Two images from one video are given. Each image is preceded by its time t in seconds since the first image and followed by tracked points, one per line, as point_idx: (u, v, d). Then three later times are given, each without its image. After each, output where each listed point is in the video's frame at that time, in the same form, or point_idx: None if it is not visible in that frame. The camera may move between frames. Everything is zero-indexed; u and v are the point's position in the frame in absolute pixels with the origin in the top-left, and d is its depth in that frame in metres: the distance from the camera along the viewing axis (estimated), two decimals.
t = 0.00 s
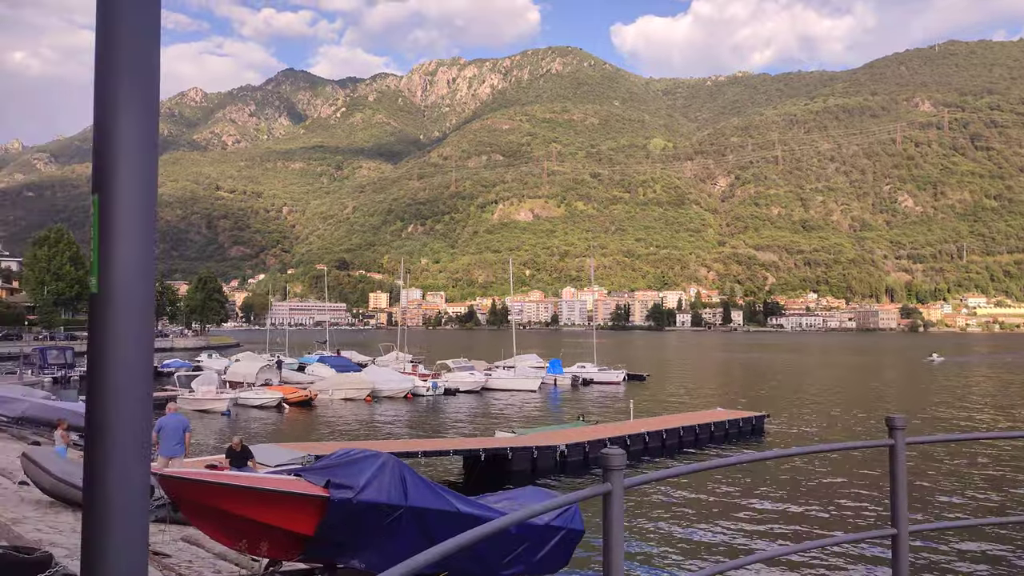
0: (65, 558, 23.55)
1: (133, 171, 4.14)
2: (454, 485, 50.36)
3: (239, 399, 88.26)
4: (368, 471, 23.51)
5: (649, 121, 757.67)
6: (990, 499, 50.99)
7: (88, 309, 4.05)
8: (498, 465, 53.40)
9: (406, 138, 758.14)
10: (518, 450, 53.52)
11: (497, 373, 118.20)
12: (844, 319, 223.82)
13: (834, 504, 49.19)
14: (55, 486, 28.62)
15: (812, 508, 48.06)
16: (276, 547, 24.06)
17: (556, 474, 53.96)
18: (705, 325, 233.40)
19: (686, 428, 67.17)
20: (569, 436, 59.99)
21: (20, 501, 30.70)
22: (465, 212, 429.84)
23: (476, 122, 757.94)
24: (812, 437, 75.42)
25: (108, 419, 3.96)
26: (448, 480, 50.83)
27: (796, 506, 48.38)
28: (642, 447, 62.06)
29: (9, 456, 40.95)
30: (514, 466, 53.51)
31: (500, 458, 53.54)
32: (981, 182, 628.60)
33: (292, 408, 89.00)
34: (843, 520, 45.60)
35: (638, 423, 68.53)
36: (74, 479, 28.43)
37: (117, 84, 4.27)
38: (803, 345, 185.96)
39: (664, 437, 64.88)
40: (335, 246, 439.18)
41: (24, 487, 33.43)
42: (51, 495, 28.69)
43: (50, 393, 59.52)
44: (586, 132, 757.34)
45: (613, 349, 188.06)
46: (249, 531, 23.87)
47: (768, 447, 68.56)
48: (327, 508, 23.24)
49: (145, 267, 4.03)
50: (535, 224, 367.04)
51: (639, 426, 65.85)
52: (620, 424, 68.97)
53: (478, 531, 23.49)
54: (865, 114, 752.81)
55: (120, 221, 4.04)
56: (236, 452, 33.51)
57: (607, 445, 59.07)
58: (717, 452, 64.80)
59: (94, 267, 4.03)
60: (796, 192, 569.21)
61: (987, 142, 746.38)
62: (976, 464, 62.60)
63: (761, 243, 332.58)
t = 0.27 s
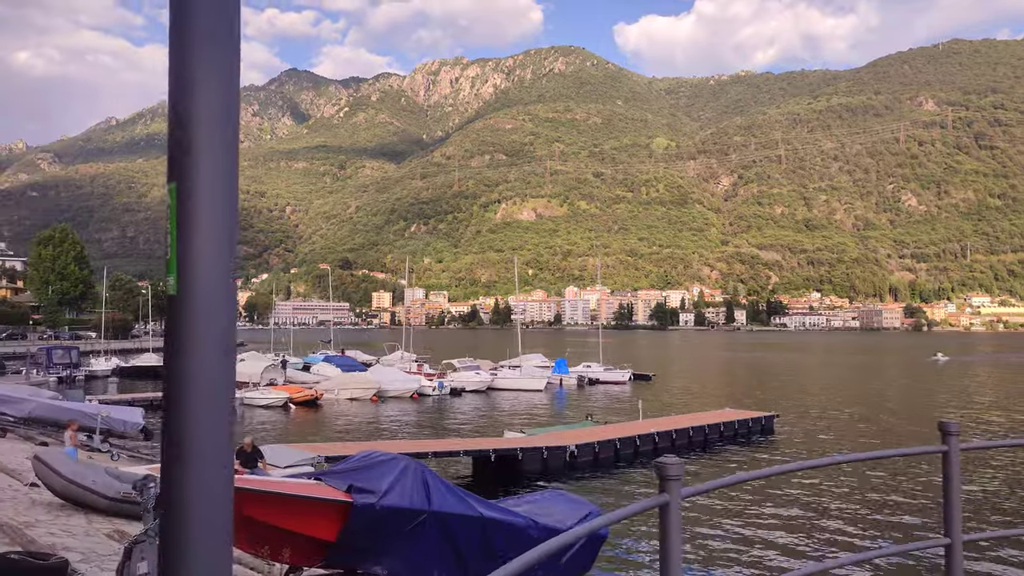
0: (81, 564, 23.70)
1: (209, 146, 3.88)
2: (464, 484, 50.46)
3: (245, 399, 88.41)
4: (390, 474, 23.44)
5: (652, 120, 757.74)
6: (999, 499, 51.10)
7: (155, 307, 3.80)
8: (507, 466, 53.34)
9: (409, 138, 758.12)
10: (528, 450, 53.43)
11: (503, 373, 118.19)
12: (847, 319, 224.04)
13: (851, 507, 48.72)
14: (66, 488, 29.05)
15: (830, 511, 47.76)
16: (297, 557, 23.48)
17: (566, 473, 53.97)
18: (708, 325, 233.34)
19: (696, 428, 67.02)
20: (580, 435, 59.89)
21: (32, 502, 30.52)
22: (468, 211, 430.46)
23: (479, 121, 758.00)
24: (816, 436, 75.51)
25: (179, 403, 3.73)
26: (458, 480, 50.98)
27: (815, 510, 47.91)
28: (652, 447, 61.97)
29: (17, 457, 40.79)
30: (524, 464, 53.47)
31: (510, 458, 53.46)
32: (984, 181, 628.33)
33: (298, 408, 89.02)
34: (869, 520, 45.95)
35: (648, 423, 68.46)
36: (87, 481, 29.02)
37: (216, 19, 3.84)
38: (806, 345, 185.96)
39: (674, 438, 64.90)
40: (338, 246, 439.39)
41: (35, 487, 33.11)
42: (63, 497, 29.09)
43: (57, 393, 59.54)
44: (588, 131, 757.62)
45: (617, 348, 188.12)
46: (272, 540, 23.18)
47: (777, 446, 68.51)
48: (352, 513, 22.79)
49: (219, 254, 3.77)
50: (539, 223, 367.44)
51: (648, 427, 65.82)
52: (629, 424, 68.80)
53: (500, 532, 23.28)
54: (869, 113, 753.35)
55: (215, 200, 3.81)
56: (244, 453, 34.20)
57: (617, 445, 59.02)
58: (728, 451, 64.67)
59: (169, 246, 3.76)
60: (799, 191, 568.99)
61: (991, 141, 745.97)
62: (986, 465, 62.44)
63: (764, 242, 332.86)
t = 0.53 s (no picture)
0: (95, 568, 23.23)
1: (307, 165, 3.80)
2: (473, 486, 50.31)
3: (249, 400, 88.25)
4: (415, 478, 22.86)
5: (654, 120, 757.73)
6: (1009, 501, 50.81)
7: (261, 301, 3.65)
8: (517, 467, 53.05)
9: (411, 137, 757.67)
10: (539, 452, 53.15)
11: (508, 373, 118.22)
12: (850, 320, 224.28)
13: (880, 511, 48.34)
14: (77, 489, 28.54)
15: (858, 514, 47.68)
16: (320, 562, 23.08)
17: (575, 475, 53.77)
18: (710, 324, 233.08)
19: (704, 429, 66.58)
20: (591, 436, 59.68)
21: (42, 504, 29.96)
22: (470, 211, 430.81)
23: (481, 121, 757.84)
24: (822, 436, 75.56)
25: (305, 399, 3.52)
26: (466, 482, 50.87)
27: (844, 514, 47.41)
28: (662, 449, 61.51)
29: (25, 458, 40.44)
30: (534, 465, 53.18)
31: (520, 460, 53.27)
32: (987, 182, 627.98)
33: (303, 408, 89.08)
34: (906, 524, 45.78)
35: (658, 424, 68.26)
36: (98, 483, 28.72)
37: (334, 18, 3.62)
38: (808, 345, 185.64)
39: (684, 439, 64.62)
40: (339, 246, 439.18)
41: (45, 490, 32.50)
42: (74, 499, 28.59)
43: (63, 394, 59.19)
44: (591, 131, 757.58)
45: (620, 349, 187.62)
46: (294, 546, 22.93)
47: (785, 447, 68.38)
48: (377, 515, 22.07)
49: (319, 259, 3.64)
50: (541, 224, 367.19)
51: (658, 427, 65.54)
52: (639, 424, 68.44)
53: (523, 537, 22.51)
54: (872, 113, 754.04)
55: (328, 211, 3.54)
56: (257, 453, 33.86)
57: (626, 446, 58.83)
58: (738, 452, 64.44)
59: (293, 234, 3.54)
60: (802, 190, 568.64)
61: (994, 141, 745.95)
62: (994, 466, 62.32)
63: (767, 242, 333.40)
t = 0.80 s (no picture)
0: (110, 572, 23.16)
1: (482, 59, 3.15)
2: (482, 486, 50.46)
3: (255, 398, 88.41)
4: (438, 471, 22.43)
5: (657, 118, 758.08)
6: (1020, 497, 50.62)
7: (416, 276, 3.38)
8: (527, 466, 53.16)
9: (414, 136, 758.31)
10: (548, 451, 53.32)
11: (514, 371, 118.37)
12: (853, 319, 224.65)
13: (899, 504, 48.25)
14: (88, 489, 28.38)
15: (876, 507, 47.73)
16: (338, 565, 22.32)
17: (585, 474, 53.85)
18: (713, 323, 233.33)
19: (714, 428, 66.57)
20: (600, 436, 59.79)
21: (53, 504, 29.81)
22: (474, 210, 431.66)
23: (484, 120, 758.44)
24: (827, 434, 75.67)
25: (467, 419, 3.26)
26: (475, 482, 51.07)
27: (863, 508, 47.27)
28: (671, 448, 61.53)
29: (34, 456, 40.50)
30: (543, 465, 53.29)
31: (530, 459, 53.31)
32: (990, 180, 628.37)
33: (309, 407, 89.24)
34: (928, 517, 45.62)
35: (669, 423, 68.13)
36: (109, 483, 28.56)
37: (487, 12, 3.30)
38: (811, 344, 185.81)
39: (693, 438, 64.65)
40: (343, 244, 440.49)
41: (55, 489, 32.44)
42: (85, 499, 28.41)
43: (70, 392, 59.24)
44: (593, 130, 757.92)
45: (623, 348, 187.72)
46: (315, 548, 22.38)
47: (796, 446, 68.28)
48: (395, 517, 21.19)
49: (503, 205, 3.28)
50: (545, 222, 368.17)
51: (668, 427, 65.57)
52: (650, 424, 68.37)
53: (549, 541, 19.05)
54: (875, 112, 754.44)
55: (489, 213, 3.25)
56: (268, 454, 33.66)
57: (636, 446, 58.81)
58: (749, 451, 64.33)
59: (447, 247, 3.28)
60: (805, 188, 568.50)
61: (997, 140, 745.67)
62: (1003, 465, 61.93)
63: (770, 241, 334.23)
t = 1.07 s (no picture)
0: None
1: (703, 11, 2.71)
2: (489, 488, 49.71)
3: (259, 399, 88.33)
4: (464, 482, 22.97)
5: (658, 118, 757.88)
6: None
7: (635, 264, 2.79)
8: (535, 469, 52.55)
9: (415, 136, 757.94)
10: (556, 453, 52.45)
11: (519, 371, 118.13)
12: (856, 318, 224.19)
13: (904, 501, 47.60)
14: (96, 492, 28.04)
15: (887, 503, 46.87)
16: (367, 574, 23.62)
17: (595, 478, 53.04)
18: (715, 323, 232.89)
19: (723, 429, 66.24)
20: (610, 436, 58.97)
21: (60, 510, 29.64)
22: (475, 211, 431.56)
23: (484, 120, 758.05)
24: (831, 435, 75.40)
25: (699, 424, 2.72)
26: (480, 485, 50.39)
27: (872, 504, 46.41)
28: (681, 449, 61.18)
29: (39, 460, 40.48)
30: (553, 468, 52.55)
31: (539, 461, 52.64)
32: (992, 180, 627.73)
33: (313, 408, 89.05)
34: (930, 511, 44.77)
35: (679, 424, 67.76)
36: (117, 487, 28.10)
37: None
38: (812, 343, 185.28)
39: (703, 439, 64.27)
40: (344, 245, 440.24)
41: (61, 494, 32.13)
42: (93, 503, 28.06)
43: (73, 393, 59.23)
44: (594, 129, 757.64)
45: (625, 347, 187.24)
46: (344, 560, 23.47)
47: (803, 446, 68.06)
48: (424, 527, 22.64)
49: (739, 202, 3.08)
50: (545, 223, 367.93)
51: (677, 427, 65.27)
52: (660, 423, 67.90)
53: (574, 548, 22.53)
54: (877, 112, 754.85)
55: (713, 187, 2.73)
56: (279, 456, 32.93)
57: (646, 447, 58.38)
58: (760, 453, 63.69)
59: (629, 229, 2.88)
60: (806, 187, 567.77)
61: (999, 139, 745.11)
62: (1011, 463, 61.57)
63: (772, 241, 333.88)
